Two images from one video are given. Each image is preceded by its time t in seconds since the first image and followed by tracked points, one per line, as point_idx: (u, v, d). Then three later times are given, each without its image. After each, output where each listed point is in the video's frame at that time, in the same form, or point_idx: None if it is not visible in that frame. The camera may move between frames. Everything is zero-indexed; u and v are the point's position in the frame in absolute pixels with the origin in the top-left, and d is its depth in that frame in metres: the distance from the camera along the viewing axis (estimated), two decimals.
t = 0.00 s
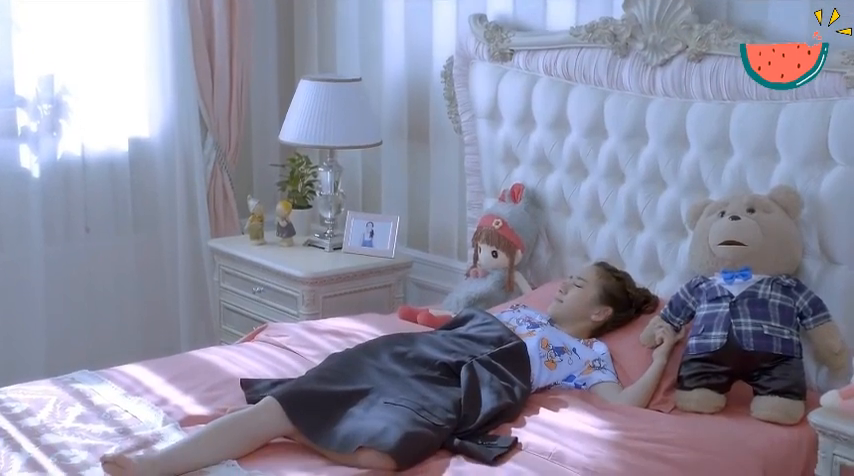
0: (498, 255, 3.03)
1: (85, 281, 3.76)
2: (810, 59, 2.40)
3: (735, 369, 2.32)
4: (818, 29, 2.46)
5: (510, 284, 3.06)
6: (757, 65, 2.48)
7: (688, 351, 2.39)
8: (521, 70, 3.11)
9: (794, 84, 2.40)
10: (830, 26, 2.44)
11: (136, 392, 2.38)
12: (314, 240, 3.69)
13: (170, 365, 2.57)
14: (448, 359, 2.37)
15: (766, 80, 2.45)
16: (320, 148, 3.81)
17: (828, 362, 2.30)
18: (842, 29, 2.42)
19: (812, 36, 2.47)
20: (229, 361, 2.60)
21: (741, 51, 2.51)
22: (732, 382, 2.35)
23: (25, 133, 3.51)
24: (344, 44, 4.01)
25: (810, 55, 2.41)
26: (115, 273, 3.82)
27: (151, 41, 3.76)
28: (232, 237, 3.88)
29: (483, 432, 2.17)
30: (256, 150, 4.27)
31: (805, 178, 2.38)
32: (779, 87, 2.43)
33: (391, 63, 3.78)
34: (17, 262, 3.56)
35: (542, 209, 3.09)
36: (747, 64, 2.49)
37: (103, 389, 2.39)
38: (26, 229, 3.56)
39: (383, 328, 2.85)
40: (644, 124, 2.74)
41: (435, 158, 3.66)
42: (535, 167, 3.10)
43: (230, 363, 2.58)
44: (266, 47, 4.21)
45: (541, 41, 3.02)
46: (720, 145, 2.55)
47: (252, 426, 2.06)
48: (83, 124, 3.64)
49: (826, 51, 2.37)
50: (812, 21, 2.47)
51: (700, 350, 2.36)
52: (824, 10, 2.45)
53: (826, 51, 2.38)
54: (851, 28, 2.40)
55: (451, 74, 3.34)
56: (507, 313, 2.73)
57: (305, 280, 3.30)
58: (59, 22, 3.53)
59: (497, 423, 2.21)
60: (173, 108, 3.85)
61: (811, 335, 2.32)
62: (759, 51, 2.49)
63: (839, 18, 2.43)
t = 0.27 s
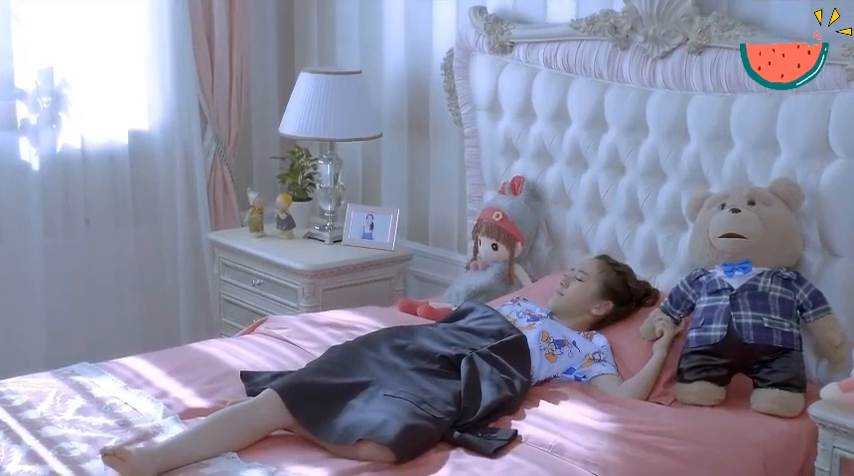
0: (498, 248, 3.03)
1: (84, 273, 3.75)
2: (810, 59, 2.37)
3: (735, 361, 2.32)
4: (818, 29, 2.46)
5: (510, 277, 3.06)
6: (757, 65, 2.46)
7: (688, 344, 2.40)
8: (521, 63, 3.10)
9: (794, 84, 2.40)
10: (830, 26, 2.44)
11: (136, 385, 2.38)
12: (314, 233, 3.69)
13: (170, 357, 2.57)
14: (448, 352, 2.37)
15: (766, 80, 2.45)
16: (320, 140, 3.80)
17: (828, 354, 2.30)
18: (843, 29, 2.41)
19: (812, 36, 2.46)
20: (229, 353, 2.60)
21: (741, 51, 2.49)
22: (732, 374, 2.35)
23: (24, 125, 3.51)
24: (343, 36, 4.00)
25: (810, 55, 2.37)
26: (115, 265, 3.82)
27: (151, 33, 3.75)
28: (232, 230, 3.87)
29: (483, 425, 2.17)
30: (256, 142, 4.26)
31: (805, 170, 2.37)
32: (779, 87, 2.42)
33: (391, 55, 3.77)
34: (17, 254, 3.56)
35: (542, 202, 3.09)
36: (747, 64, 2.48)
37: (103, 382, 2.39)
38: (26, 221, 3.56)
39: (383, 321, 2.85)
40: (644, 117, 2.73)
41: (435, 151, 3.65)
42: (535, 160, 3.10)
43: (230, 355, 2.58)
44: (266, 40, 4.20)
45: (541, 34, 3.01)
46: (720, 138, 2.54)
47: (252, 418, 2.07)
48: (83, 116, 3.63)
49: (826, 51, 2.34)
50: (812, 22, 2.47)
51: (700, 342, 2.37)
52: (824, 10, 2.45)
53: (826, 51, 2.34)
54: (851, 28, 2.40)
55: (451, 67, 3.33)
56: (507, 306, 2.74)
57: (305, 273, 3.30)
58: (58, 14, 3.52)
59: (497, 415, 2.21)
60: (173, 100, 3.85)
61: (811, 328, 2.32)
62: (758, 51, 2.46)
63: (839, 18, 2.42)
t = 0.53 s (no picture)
0: (498, 239, 3.02)
1: (85, 265, 3.75)
2: (810, 59, 2.35)
3: (735, 353, 2.32)
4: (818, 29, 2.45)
5: (510, 268, 3.06)
6: (757, 65, 2.46)
7: (688, 335, 2.40)
8: (521, 54, 3.10)
9: (794, 84, 2.39)
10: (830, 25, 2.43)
11: (136, 376, 2.38)
12: (314, 224, 3.69)
13: (171, 348, 2.57)
14: (448, 343, 2.37)
15: (766, 80, 2.44)
16: (320, 131, 3.80)
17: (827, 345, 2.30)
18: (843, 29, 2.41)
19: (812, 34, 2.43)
20: (229, 344, 2.60)
21: (741, 51, 2.48)
22: (732, 366, 2.35)
23: (24, 116, 3.50)
24: (343, 27, 3.99)
25: (810, 55, 2.35)
26: (115, 257, 3.82)
27: (150, 24, 3.74)
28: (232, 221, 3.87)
29: (483, 416, 2.17)
30: (256, 133, 4.26)
31: (805, 162, 2.37)
32: (779, 87, 2.41)
33: (391, 46, 3.77)
34: (17, 245, 3.56)
35: (542, 193, 3.09)
36: (747, 64, 2.48)
37: (103, 373, 2.40)
38: (26, 212, 3.56)
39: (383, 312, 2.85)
40: (644, 108, 2.73)
41: (435, 142, 3.65)
42: (535, 151, 3.10)
43: (230, 346, 2.59)
44: (266, 31, 4.19)
45: (542, 25, 3.00)
46: (720, 129, 2.54)
47: (252, 409, 2.07)
48: (83, 107, 3.62)
49: (826, 51, 2.32)
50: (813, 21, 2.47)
51: (700, 333, 2.37)
52: (824, 9, 2.44)
53: (826, 51, 2.32)
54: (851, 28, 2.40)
55: (451, 58, 3.33)
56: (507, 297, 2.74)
57: (305, 264, 3.30)
58: (57, 4, 3.51)
59: (497, 406, 2.21)
60: (172, 91, 3.84)
61: (811, 319, 2.32)
62: (758, 51, 2.45)
63: (839, 18, 2.41)
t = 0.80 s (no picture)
0: (498, 231, 3.02)
1: (85, 257, 3.74)
2: (810, 59, 2.34)
3: (735, 344, 2.32)
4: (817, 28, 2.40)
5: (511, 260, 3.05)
6: (757, 65, 2.45)
7: (688, 327, 2.40)
8: (522, 46, 3.09)
9: (794, 85, 2.37)
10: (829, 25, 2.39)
11: (136, 368, 2.38)
12: (314, 216, 3.69)
13: (171, 340, 2.57)
14: (448, 334, 2.37)
15: (766, 80, 2.41)
16: (320, 123, 3.79)
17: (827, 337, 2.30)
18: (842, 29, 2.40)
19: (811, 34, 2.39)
20: (229, 336, 2.60)
21: (741, 51, 2.47)
22: (732, 357, 2.35)
23: (24, 108, 3.49)
24: (343, 18, 3.98)
25: (810, 55, 2.34)
26: (115, 249, 3.81)
27: (151, 15, 3.73)
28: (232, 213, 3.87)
29: (483, 408, 2.17)
30: (256, 125, 4.26)
31: (806, 153, 2.36)
32: (779, 87, 2.39)
33: (391, 38, 3.76)
34: (17, 237, 3.55)
35: (542, 185, 3.09)
36: (747, 64, 2.47)
37: (103, 365, 2.40)
38: (26, 204, 3.55)
39: (383, 304, 2.85)
40: (645, 99, 2.72)
41: (435, 134, 3.64)
42: (535, 143, 3.09)
43: (231, 338, 2.59)
44: (266, 22, 4.18)
45: (542, 16, 2.99)
46: (721, 120, 2.54)
47: (252, 401, 2.07)
48: (82, 99, 3.62)
49: (826, 51, 2.31)
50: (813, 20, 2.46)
51: (700, 325, 2.37)
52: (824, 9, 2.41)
53: (826, 51, 2.31)
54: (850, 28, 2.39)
55: (451, 50, 3.32)
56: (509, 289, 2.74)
57: (305, 256, 3.30)
58: None
59: (497, 398, 2.21)
60: (172, 83, 3.83)
61: (811, 311, 2.32)
62: (758, 51, 2.44)
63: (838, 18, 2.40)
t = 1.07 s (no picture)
0: (498, 224, 3.01)
1: (85, 250, 3.74)
2: (810, 59, 2.34)
3: (736, 337, 2.32)
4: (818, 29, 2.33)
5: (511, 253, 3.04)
6: (757, 65, 2.44)
7: (689, 319, 2.40)
8: (522, 38, 3.08)
9: (794, 84, 2.36)
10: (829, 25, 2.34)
11: (137, 361, 2.38)
12: (314, 209, 3.69)
13: (171, 333, 2.57)
14: (449, 327, 2.37)
15: (766, 80, 2.41)
16: (320, 116, 3.79)
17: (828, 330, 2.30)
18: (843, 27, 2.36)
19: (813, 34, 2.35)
20: (229, 329, 2.60)
21: (742, 51, 2.47)
22: (733, 351, 2.35)
23: (24, 101, 3.49)
24: (342, 11, 3.98)
25: (810, 55, 2.34)
26: (115, 242, 3.81)
27: (151, 8, 3.72)
28: (232, 206, 3.87)
29: (484, 401, 2.17)
30: (256, 118, 4.25)
31: (806, 146, 2.36)
32: (780, 87, 2.38)
33: (391, 31, 3.75)
34: (17, 230, 3.55)
35: (542, 178, 3.08)
36: (747, 64, 2.46)
37: (103, 358, 2.40)
38: (26, 197, 3.55)
39: (383, 297, 2.85)
40: (645, 92, 2.72)
41: (435, 127, 3.64)
42: (535, 136, 3.09)
43: (231, 331, 2.59)
44: (266, 14, 4.17)
45: (542, 9, 2.99)
46: (721, 113, 2.53)
47: (252, 394, 2.07)
48: (82, 92, 3.61)
49: (826, 51, 2.31)
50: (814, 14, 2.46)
51: (700, 318, 2.37)
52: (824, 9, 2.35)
53: (826, 51, 2.31)
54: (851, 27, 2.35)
55: (452, 42, 3.31)
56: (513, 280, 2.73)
57: (305, 249, 3.30)
58: None
59: (497, 391, 2.21)
60: (172, 76, 3.83)
61: (812, 304, 2.31)
62: (758, 51, 2.43)
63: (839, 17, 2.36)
